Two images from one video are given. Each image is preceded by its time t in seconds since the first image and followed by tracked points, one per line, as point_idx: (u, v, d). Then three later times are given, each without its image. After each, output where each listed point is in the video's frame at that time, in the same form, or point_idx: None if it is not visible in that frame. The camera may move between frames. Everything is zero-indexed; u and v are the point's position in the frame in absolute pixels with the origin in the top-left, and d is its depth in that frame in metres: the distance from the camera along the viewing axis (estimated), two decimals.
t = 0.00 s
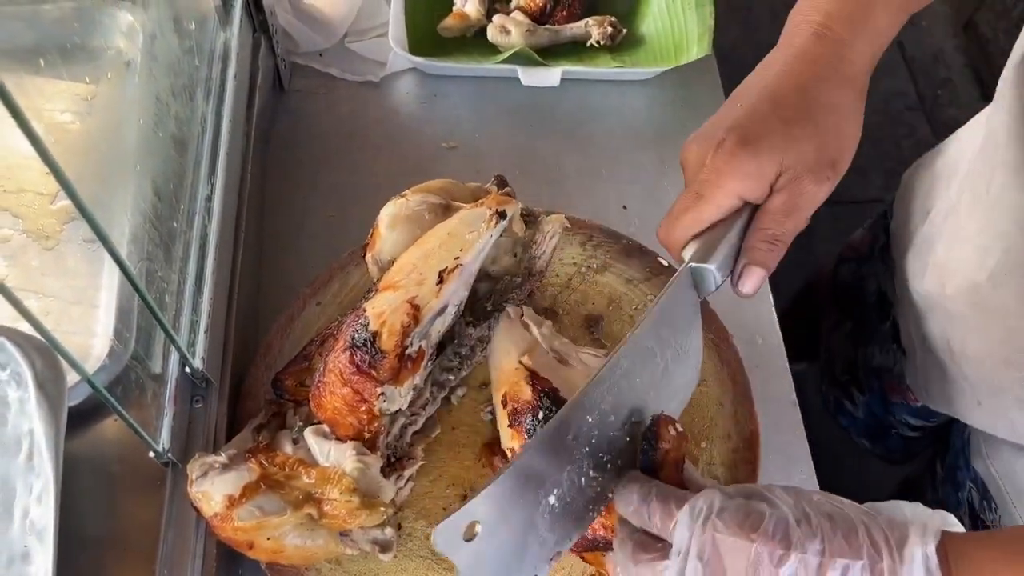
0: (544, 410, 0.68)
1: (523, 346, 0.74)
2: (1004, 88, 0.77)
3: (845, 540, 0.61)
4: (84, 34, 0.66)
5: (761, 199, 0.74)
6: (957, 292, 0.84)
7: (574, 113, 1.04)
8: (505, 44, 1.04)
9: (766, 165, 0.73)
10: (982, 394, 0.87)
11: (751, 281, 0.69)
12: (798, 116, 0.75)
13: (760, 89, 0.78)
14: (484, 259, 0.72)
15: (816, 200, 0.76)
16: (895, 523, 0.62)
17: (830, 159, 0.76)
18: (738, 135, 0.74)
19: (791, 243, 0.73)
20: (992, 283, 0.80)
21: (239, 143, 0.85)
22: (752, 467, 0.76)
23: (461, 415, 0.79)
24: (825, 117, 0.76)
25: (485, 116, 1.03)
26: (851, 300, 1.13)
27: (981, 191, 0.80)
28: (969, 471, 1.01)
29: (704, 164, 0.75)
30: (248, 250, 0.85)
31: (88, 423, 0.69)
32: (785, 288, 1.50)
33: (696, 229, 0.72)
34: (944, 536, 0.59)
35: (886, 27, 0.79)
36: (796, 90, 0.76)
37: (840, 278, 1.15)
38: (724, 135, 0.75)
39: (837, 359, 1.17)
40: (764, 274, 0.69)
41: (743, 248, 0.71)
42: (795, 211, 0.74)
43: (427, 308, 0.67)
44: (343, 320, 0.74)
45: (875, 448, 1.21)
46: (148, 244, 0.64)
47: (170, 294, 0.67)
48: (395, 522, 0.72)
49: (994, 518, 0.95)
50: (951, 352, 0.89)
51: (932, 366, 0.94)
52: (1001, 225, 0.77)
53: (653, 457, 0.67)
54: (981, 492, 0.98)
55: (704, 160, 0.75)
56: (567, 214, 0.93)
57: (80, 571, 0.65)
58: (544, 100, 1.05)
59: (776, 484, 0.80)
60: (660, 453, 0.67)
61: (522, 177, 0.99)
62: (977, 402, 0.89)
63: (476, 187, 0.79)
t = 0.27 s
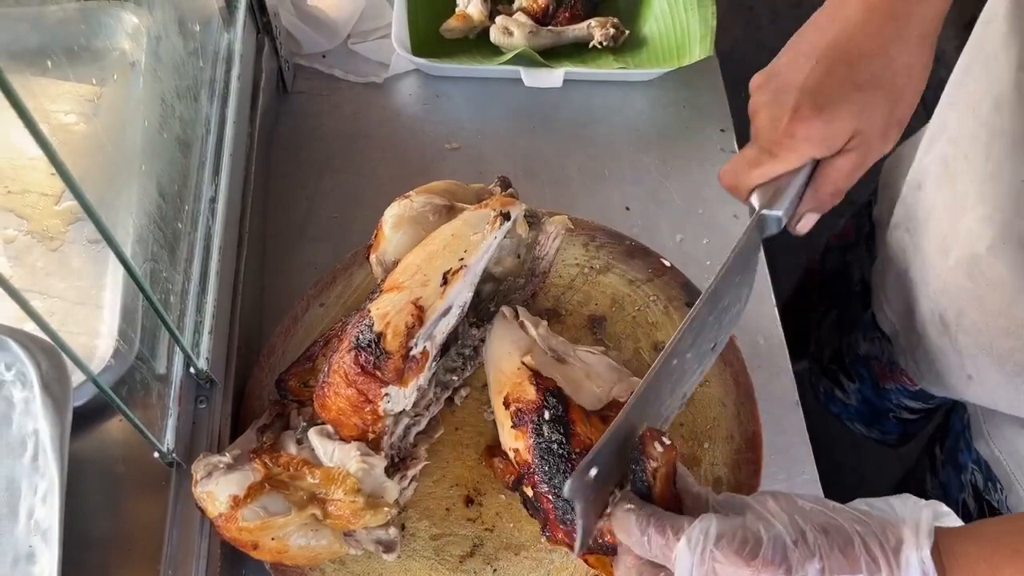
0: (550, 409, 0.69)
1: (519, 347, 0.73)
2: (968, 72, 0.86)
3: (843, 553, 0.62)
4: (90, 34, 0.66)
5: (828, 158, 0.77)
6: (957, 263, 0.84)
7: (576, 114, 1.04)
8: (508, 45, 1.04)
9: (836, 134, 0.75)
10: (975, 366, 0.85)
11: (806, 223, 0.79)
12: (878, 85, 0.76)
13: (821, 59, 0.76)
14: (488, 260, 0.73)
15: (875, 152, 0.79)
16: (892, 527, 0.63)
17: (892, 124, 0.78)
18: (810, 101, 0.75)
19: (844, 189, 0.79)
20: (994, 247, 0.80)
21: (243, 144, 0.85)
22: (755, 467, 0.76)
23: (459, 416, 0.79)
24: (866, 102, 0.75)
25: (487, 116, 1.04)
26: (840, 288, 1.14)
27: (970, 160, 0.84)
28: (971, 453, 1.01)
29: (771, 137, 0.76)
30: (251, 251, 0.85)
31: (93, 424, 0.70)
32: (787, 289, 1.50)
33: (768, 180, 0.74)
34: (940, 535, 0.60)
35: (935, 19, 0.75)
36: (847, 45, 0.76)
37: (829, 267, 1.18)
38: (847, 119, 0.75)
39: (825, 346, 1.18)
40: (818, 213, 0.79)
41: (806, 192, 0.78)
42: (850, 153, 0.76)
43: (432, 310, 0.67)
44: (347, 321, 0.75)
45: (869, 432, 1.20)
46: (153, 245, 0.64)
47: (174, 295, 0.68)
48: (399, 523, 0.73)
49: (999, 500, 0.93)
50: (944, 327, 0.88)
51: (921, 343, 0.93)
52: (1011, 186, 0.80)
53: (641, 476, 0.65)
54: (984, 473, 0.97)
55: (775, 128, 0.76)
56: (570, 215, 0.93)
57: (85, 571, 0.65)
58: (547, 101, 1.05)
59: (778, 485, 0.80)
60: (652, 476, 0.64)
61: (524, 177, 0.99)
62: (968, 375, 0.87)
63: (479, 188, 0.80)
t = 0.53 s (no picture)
0: (552, 409, 0.69)
1: (523, 348, 0.74)
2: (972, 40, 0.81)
3: None
4: (93, 36, 0.66)
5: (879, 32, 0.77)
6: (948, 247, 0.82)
7: (579, 115, 1.04)
8: (510, 46, 1.04)
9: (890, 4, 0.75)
10: (960, 354, 0.86)
11: (852, 113, 0.75)
12: None
13: None
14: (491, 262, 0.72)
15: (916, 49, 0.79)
16: (939, 549, 0.66)
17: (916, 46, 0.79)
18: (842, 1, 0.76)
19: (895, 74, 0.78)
20: (982, 236, 0.78)
21: (246, 145, 0.85)
22: (759, 470, 0.76)
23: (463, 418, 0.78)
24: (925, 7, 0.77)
25: (490, 118, 1.03)
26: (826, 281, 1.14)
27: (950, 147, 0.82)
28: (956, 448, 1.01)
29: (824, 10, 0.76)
30: (254, 252, 0.85)
31: (95, 426, 0.70)
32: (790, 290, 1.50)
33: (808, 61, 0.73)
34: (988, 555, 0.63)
35: None
36: None
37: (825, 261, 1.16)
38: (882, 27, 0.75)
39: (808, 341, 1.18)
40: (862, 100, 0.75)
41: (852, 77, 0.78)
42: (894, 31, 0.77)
43: (435, 311, 0.67)
44: (349, 322, 0.75)
45: (854, 424, 1.20)
46: (156, 247, 0.64)
47: (176, 297, 0.68)
48: (401, 525, 0.73)
49: (987, 494, 0.94)
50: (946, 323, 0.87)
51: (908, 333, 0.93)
52: (1003, 158, 0.74)
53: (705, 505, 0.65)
54: (970, 468, 0.98)
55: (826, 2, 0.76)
56: (572, 216, 0.93)
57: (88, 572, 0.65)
58: (550, 102, 1.05)
59: (781, 487, 0.80)
60: (715, 509, 0.65)
61: (527, 179, 0.99)
62: (952, 363, 0.88)
63: (482, 190, 0.79)
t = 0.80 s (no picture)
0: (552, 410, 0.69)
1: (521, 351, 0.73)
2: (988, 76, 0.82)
3: None
4: (91, 38, 0.66)
5: (868, 130, 0.67)
6: (969, 285, 0.85)
7: (579, 116, 1.04)
8: (510, 48, 1.04)
9: (882, 103, 0.65)
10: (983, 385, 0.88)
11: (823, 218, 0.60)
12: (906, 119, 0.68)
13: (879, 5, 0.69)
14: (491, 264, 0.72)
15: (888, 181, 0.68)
16: (937, 550, 0.67)
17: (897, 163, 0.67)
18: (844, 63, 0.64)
19: (876, 183, 0.65)
20: (1005, 281, 0.81)
21: (245, 147, 0.85)
22: (759, 472, 0.76)
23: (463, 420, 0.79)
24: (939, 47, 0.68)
25: (490, 119, 1.03)
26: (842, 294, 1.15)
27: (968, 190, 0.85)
28: (980, 466, 1.01)
29: (814, 84, 0.63)
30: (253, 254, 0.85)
31: (94, 428, 0.70)
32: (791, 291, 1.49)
33: (779, 142, 0.61)
34: (986, 559, 0.65)
35: None
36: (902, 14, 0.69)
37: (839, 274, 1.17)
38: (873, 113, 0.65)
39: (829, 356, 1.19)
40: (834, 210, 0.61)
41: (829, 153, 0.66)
42: (879, 114, 0.65)
43: (435, 314, 0.67)
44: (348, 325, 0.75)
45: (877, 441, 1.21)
46: (154, 249, 0.64)
47: (175, 298, 0.67)
48: (401, 527, 0.73)
49: (1009, 513, 0.94)
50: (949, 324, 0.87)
51: (932, 358, 0.95)
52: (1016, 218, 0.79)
53: (704, 498, 0.66)
54: (993, 486, 0.98)
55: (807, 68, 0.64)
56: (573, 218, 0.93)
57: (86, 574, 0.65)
58: (550, 103, 1.05)
59: (782, 489, 0.79)
60: (712, 503, 0.66)
61: (527, 180, 0.99)
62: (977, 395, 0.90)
63: (482, 192, 0.79)
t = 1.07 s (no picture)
0: (550, 407, 0.69)
1: (522, 347, 0.74)
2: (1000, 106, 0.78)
3: None
4: (94, 41, 0.66)
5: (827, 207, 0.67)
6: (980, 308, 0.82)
7: (580, 118, 1.04)
8: (512, 50, 1.04)
9: (809, 278, 0.68)
10: (993, 410, 0.87)
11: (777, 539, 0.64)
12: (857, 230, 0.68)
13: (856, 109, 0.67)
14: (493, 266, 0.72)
15: (858, 290, 0.72)
16: (933, 554, 0.67)
17: (876, 259, 0.70)
18: (787, 236, 0.67)
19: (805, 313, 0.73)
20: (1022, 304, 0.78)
21: (247, 149, 0.85)
22: (760, 475, 0.76)
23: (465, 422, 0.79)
24: (877, 165, 0.68)
25: (491, 121, 1.04)
26: (869, 317, 1.20)
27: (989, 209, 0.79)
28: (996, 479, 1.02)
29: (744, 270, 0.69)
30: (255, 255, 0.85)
31: (96, 429, 0.70)
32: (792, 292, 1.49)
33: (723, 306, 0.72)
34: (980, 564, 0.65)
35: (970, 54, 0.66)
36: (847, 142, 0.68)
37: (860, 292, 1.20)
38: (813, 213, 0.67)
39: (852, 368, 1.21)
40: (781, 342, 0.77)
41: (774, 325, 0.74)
42: (823, 311, 0.72)
43: (438, 315, 0.67)
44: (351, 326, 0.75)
45: (895, 458, 1.22)
46: (157, 251, 0.64)
47: (177, 299, 0.68)
48: (402, 528, 0.73)
49: None
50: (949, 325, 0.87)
51: (935, 375, 0.95)
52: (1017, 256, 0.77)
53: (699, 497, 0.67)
54: (1008, 500, 0.99)
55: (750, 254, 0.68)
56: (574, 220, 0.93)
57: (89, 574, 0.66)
58: (551, 105, 1.05)
59: (782, 491, 0.80)
60: (708, 502, 0.68)
61: (529, 182, 0.99)
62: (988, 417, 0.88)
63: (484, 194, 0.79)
